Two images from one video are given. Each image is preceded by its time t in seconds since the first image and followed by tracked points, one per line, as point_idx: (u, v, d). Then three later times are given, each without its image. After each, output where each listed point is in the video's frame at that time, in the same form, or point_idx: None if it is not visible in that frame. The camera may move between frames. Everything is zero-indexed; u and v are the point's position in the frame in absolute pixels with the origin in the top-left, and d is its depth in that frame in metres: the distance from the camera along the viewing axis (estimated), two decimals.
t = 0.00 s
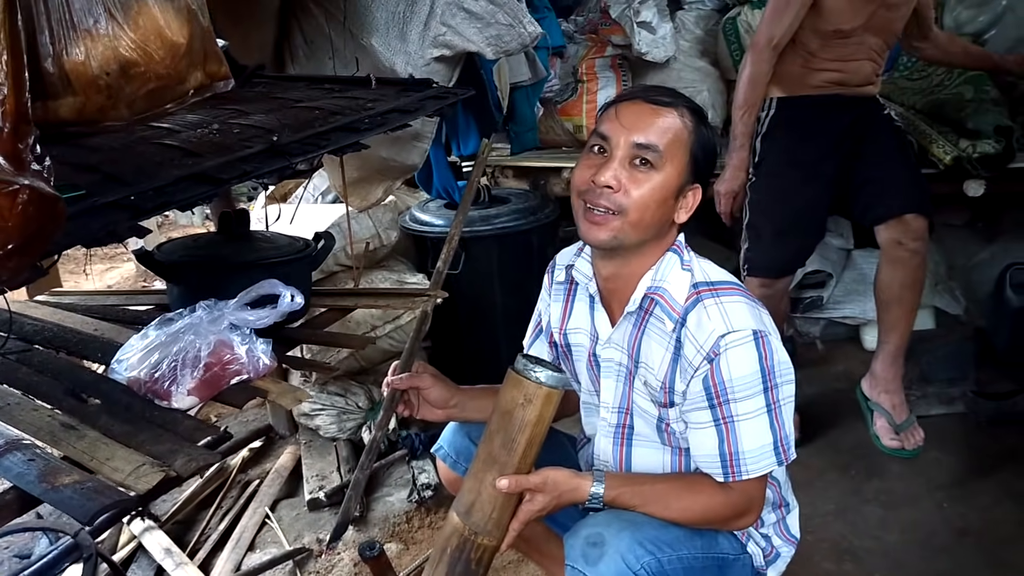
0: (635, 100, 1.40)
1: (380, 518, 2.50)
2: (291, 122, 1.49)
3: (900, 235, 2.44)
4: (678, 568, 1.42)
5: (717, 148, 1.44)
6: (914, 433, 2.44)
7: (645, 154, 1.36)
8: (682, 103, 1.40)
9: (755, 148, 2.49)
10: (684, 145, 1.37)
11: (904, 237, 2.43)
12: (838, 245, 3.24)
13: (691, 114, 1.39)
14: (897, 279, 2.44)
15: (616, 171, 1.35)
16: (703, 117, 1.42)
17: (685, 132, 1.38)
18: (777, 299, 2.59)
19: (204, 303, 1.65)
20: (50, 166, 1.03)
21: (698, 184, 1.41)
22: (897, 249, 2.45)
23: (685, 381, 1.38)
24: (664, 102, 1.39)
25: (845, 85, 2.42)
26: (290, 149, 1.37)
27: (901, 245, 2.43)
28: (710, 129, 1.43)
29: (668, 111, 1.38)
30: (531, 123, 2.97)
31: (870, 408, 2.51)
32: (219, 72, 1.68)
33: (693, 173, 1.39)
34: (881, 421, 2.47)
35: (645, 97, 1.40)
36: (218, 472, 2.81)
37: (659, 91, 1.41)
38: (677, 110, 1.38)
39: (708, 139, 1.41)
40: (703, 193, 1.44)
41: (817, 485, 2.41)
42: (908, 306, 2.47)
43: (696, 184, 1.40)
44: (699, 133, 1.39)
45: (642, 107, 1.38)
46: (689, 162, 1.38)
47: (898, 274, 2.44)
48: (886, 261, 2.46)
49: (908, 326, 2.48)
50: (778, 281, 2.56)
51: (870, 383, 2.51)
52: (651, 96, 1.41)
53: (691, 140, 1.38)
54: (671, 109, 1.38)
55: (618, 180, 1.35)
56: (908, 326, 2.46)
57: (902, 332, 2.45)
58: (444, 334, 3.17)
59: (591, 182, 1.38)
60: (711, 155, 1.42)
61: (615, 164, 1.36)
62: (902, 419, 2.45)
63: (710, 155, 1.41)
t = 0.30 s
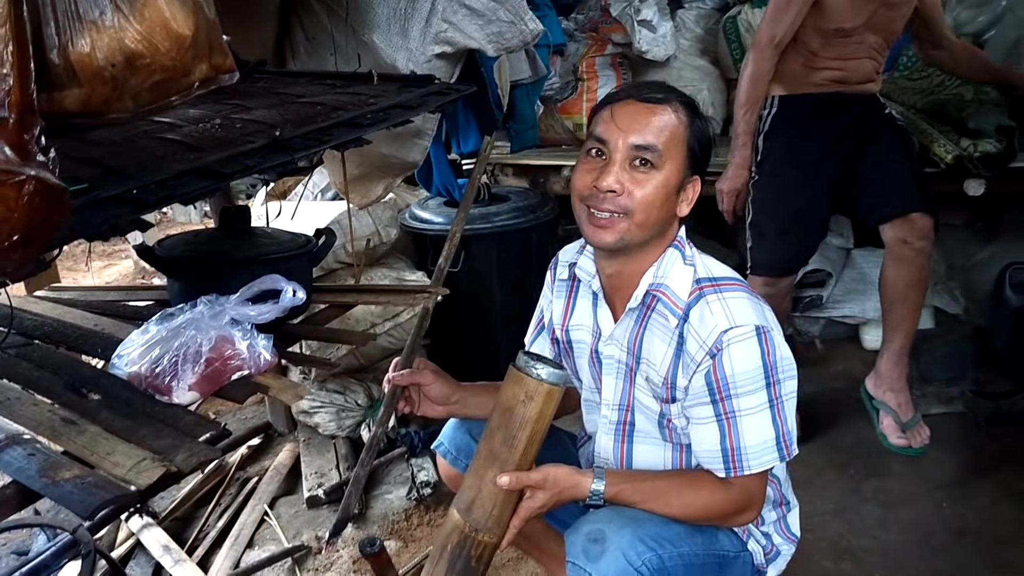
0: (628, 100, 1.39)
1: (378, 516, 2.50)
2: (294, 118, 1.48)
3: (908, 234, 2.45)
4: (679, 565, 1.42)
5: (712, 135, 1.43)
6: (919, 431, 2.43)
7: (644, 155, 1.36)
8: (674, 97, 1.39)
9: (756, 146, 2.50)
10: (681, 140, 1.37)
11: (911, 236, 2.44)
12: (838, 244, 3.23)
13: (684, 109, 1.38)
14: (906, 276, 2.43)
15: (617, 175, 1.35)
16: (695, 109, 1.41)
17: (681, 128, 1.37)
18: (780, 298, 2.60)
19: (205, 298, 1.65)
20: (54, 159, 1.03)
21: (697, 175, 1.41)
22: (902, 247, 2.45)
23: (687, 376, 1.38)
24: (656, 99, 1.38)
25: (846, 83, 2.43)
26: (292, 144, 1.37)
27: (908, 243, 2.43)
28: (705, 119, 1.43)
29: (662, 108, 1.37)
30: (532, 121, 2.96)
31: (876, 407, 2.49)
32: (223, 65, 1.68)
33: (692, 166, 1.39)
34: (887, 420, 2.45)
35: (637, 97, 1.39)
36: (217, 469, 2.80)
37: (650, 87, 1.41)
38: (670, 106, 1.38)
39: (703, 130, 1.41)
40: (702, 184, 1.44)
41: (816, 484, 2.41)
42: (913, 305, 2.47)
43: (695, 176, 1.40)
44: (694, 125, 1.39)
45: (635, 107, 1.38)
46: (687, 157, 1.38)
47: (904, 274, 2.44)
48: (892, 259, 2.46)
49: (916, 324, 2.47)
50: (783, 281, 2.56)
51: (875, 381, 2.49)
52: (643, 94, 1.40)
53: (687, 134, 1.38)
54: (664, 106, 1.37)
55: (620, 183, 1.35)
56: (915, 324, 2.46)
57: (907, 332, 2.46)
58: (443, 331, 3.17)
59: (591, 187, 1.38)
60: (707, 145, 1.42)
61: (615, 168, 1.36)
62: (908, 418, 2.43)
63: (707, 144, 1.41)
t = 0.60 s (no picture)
0: (584, 157, 1.17)
1: (377, 515, 2.49)
2: (292, 114, 1.48)
3: (899, 232, 2.42)
4: (677, 562, 1.41)
5: (689, 144, 1.20)
6: (913, 432, 2.36)
7: (609, 217, 1.17)
8: (635, 137, 1.16)
9: (755, 143, 2.50)
10: (655, 188, 1.17)
11: (905, 234, 2.41)
12: (837, 243, 3.27)
13: (650, 146, 1.16)
14: (897, 276, 2.42)
15: (585, 238, 1.19)
16: (667, 135, 1.18)
17: (652, 176, 1.16)
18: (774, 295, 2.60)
19: (204, 295, 1.65)
20: (52, 154, 1.02)
21: (681, 199, 1.21)
22: (897, 246, 2.43)
23: (688, 374, 1.37)
24: (614, 151, 1.16)
25: (846, 82, 2.43)
26: (291, 141, 1.36)
27: (902, 241, 2.41)
28: (678, 133, 1.19)
29: (623, 160, 1.15)
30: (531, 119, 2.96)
31: (869, 405, 2.45)
32: (223, 60, 1.67)
33: (671, 197, 1.20)
34: (877, 418, 2.41)
35: (594, 149, 1.17)
36: (215, 467, 2.80)
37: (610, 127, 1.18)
38: (634, 150, 1.15)
39: (683, 152, 1.19)
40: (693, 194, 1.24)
41: (815, 483, 2.41)
42: (904, 307, 2.43)
43: (681, 200, 1.21)
44: (667, 156, 1.17)
45: (593, 168, 1.16)
46: (664, 199, 1.19)
47: (898, 271, 2.42)
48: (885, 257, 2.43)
49: (908, 323, 2.43)
50: (774, 276, 2.56)
51: (868, 381, 2.45)
52: (599, 140, 1.17)
53: (661, 173, 1.17)
54: (625, 156, 1.15)
55: (590, 245, 1.20)
56: (906, 324, 2.42)
57: (901, 332, 2.41)
58: (442, 330, 3.17)
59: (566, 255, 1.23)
60: (688, 163, 1.20)
61: (581, 230, 1.19)
62: (901, 418, 2.37)
63: (687, 161, 1.20)
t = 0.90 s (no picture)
0: (535, 226, 1.17)
1: (372, 516, 2.49)
2: (287, 114, 1.47)
3: (902, 231, 2.42)
4: (670, 565, 1.41)
5: (642, 192, 1.18)
6: (910, 431, 2.37)
7: (570, 279, 1.19)
8: (581, 201, 1.15)
9: (754, 142, 2.49)
10: (610, 247, 1.17)
11: (905, 232, 2.41)
12: (833, 243, 3.27)
13: (601, 209, 1.15)
14: (897, 274, 2.43)
15: (552, 294, 1.23)
16: (617, 191, 1.17)
17: (605, 237, 1.16)
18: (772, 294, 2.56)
19: (197, 297, 1.64)
20: (42, 154, 1.01)
21: (642, 244, 1.21)
22: (897, 245, 2.44)
23: (680, 382, 1.36)
24: (563, 219, 1.15)
25: (846, 82, 2.43)
26: (286, 141, 1.35)
27: (903, 240, 2.42)
28: (629, 189, 1.17)
29: (573, 229, 1.15)
30: (527, 119, 2.96)
31: (865, 406, 2.44)
32: (214, 60, 1.65)
33: (632, 246, 1.20)
34: (876, 418, 2.41)
35: (545, 219, 1.16)
36: (209, 469, 2.79)
37: (557, 194, 1.17)
38: (584, 218, 1.14)
39: (637, 205, 1.18)
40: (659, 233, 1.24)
41: (811, 483, 2.41)
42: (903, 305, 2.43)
43: (645, 245, 1.22)
44: (619, 212, 1.16)
45: (545, 238, 1.17)
46: (623, 253, 1.19)
47: (898, 269, 2.42)
48: (884, 256, 2.44)
49: (907, 322, 2.43)
50: (773, 276, 2.53)
51: (866, 381, 2.45)
52: (548, 208, 1.17)
53: (615, 233, 1.16)
54: (574, 225, 1.15)
55: (559, 299, 1.23)
56: (905, 322, 2.41)
57: (899, 332, 2.42)
58: (436, 330, 3.16)
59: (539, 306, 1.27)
60: (644, 214, 1.19)
61: (547, 287, 1.22)
62: (899, 417, 2.37)
63: (642, 210, 1.18)
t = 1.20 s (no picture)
0: (501, 288, 1.20)
1: (371, 516, 2.49)
2: (286, 114, 1.47)
3: (894, 232, 2.43)
4: (668, 566, 1.41)
5: (603, 248, 1.19)
6: (901, 432, 2.39)
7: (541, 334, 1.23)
8: (542, 265, 1.16)
9: (751, 143, 2.49)
10: (575, 304, 1.19)
11: (899, 234, 2.41)
12: (831, 243, 3.27)
13: (563, 270, 1.16)
14: (890, 275, 2.44)
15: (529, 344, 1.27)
16: (578, 249, 1.17)
17: (569, 296, 1.18)
18: (771, 294, 2.58)
19: (196, 297, 1.64)
20: (43, 153, 1.01)
21: (610, 294, 1.22)
22: (891, 246, 2.44)
23: (671, 395, 1.34)
24: (524, 284, 1.17)
25: (845, 83, 2.42)
26: (285, 140, 1.35)
27: (897, 241, 2.42)
28: (589, 247, 1.18)
29: (536, 292, 1.17)
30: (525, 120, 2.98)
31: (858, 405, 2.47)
32: (215, 59, 1.65)
33: (599, 299, 1.21)
34: (867, 417, 2.42)
35: (508, 284, 1.19)
36: (208, 469, 2.79)
37: (518, 257, 1.18)
38: (545, 280, 1.16)
39: (598, 262, 1.18)
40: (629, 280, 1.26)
41: (810, 483, 2.41)
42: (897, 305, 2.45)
43: (614, 293, 1.23)
44: (581, 270, 1.17)
45: (510, 300, 1.19)
46: (591, 306, 1.20)
47: (892, 270, 2.43)
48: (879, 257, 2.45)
49: (901, 323, 2.45)
50: (769, 277, 2.54)
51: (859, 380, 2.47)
52: (510, 272, 1.19)
53: (578, 292, 1.18)
54: (537, 288, 1.17)
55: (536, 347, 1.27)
56: (899, 323, 2.44)
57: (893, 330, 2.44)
58: (435, 330, 3.16)
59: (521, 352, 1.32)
60: (607, 268, 1.20)
61: (523, 339, 1.27)
62: (890, 417, 2.40)
63: (605, 265, 1.19)
